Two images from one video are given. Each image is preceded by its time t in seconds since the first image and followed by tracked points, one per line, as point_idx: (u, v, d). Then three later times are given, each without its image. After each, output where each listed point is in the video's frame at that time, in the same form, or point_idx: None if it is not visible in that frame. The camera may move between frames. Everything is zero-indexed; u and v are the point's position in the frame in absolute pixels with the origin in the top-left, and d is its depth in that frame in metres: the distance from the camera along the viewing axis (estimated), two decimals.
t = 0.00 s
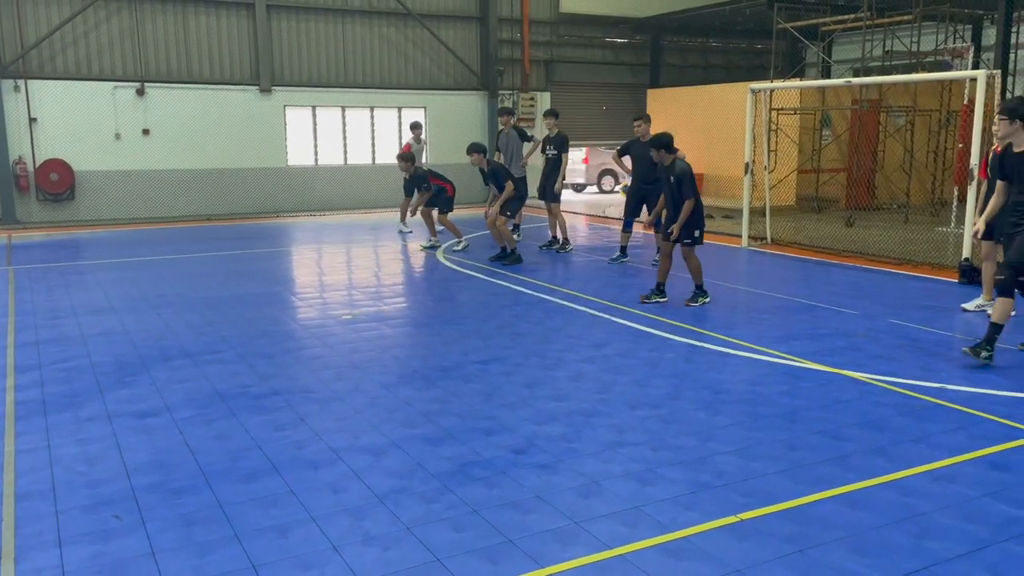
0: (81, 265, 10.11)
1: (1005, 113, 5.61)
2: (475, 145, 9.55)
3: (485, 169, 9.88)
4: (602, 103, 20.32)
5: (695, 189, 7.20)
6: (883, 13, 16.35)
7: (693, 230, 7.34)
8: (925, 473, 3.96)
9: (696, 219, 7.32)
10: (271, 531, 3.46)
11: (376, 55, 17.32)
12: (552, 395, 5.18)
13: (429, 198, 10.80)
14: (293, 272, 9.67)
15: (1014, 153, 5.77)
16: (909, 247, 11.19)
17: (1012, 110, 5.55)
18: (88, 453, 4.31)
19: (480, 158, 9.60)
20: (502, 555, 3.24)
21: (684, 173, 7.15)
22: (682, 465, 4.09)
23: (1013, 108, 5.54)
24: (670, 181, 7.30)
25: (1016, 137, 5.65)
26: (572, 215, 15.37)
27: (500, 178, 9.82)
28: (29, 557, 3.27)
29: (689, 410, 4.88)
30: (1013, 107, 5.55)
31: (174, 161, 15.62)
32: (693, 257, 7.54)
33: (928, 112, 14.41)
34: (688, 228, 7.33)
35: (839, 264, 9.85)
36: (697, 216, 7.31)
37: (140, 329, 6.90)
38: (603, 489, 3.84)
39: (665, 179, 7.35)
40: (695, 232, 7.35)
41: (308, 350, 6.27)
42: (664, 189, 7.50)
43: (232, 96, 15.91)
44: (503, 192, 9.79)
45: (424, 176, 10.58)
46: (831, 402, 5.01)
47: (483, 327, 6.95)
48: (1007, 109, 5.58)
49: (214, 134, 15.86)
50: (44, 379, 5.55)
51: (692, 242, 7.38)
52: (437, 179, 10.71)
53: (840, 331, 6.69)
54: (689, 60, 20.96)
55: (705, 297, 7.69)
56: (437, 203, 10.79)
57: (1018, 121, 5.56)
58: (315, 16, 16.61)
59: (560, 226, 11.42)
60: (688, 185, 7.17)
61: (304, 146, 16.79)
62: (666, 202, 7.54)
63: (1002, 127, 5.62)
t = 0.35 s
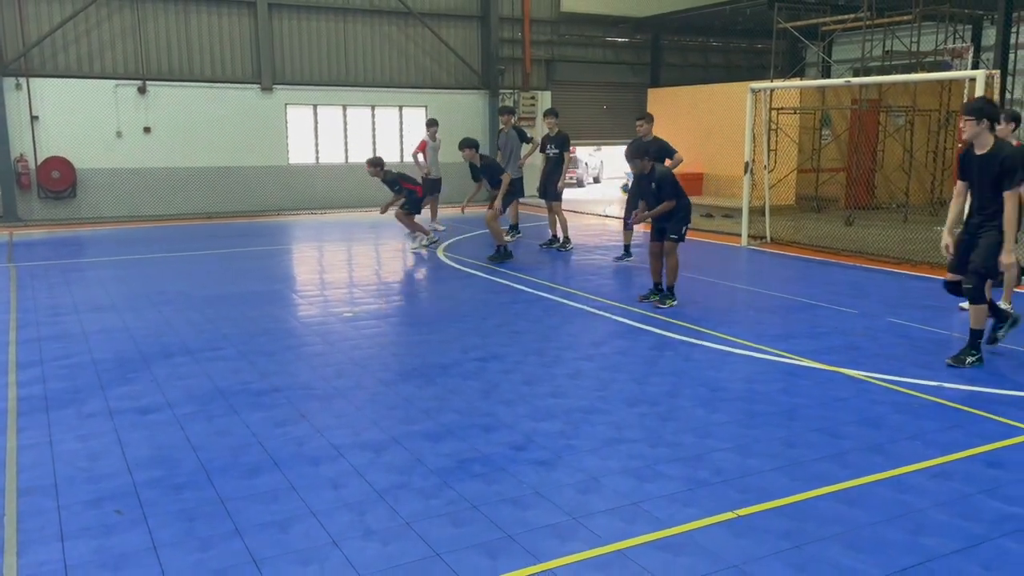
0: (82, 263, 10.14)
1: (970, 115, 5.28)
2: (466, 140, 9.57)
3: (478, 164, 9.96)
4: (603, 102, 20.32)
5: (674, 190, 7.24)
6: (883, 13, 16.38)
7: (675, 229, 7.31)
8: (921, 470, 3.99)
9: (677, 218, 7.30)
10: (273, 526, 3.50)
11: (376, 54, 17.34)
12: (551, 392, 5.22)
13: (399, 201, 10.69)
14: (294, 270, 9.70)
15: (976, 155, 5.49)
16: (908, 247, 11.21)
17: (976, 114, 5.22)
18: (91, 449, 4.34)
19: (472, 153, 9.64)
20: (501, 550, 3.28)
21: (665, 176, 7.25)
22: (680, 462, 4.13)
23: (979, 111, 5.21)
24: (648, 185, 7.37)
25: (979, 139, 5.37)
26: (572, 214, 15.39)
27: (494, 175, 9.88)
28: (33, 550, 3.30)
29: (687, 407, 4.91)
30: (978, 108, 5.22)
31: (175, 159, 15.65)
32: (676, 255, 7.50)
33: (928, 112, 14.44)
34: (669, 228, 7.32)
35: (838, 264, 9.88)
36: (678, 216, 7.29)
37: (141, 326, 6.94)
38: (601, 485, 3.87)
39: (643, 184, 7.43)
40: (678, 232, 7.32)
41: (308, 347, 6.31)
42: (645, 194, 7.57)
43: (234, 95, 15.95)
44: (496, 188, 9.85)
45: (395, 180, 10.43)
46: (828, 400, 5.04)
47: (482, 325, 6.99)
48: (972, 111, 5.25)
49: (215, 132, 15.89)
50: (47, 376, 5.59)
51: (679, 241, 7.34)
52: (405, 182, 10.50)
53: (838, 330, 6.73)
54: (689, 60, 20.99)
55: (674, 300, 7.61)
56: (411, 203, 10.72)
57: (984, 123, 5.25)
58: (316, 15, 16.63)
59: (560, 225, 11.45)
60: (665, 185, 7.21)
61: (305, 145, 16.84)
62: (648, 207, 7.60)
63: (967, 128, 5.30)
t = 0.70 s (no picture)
0: (88, 260, 10.18)
1: (917, 131, 5.21)
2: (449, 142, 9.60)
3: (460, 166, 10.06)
4: (607, 102, 20.32)
5: (669, 194, 7.27)
6: (888, 13, 16.37)
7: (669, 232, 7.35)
8: (922, 468, 4.00)
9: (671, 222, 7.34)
10: (276, 521, 3.52)
11: (380, 52, 17.36)
12: (553, 390, 5.23)
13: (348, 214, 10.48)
14: (298, 268, 9.73)
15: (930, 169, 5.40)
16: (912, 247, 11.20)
17: (921, 131, 5.16)
18: (96, 444, 4.37)
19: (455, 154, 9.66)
20: (503, 545, 3.30)
21: (661, 181, 7.26)
22: (681, 459, 4.14)
23: (922, 128, 5.16)
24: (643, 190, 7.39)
25: (930, 156, 5.28)
26: (577, 213, 15.41)
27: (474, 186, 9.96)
28: (38, 543, 3.33)
29: (690, 405, 4.93)
30: (922, 126, 5.16)
31: (180, 157, 15.69)
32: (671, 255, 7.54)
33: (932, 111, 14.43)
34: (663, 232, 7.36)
35: (841, 263, 9.88)
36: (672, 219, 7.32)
37: (147, 324, 6.97)
38: (602, 482, 3.89)
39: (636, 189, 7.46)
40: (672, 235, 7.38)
41: (312, 345, 6.33)
42: (639, 198, 7.62)
43: (239, 93, 15.98)
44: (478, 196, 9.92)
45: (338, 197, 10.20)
46: (831, 399, 5.04)
47: (485, 323, 7.01)
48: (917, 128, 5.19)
49: (219, 131, 15.92)
50: (53, 372, 5.62)
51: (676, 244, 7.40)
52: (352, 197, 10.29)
53: (841, 330, 6.73)
54: (694, 59, 20.99)
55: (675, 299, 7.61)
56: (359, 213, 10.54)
57: (933, 137, 5.17)
58: (321, 14, 16.65)
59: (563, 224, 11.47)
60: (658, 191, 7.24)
61: (309, 143, 16.88)
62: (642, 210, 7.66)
63: (918, 146, 5.23)
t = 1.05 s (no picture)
0: (101, 257, 10.26)
1: (885, 140, 5.14)
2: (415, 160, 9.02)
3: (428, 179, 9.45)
4: (617, 101, 20.31)
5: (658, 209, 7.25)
6: (898, 12, 16.32)
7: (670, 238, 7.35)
8: (929, 467, 4.01)
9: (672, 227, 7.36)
10: (286, 515, 3.56)
11: (390, 52, 17.41)
12: (561, 388, 5.26)
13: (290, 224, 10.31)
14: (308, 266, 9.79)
15: (897, 174, 5.36)
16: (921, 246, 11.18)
17: (889, 140, 5.09)
18: (109, 438, 4.42)
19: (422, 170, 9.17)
20: (511, 540, 3.32)
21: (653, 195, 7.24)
22: (688, 457, 4.16)
23: (889, 136, 5.08)
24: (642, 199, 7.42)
25: (899, 163, 5.23)
26: (586, 212, 15.44)
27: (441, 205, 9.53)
28: (52, 536, 3.38)
29: (697, 403, 4.94)
30: (890, 135, 5.08)
31: (192, 155, 15.78)
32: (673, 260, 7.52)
33: (943, 111, 14.38)
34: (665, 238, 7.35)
35: (850, 263, 9.88)
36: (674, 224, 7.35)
37: (158, 320, 7.03)
38: (610, 478, 3.91)
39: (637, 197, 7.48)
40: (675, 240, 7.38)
41: (321, 342, 6.38)
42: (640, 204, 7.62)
43: (250, 92, 16.05)
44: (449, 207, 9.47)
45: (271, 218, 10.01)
46: (838, 397, 5.05)
47: (494, 321, 7.04)
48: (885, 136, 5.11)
49: (230, 129, 16.01)
50: (66, 367, 5.68)
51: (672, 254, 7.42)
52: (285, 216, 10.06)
53: (849, 329, 6.74)
54: (704, 58, 20.97)
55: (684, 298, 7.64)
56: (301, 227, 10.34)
57: (902, 145, 5.11)
58: (331, 13, 16.72)
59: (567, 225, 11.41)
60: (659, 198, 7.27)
61: (319, 141, 16.97)
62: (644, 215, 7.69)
63: (888, 154, 5.14)
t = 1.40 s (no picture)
0: (117, 255, 10.35)
1: (871, 155, 4.85)
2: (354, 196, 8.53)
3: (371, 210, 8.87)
4: (631, 100, 20.28)
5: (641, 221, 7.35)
6: (915, 11, 16.22)
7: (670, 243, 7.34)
8: (944, 468, 3.99)
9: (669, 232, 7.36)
10: (301, 511, 3.59)
11: (404, 51, 17.46)
12: (574, 387, 5.27)
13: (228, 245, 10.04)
14: (322, 264, 9.85)
15: (882, 190, 5.09)
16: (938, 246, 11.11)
17: (877, 156, 4.80)
18: (126, 434, 4.46)
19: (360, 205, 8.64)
20: (524, 538, 3.34)
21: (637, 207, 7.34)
22: (701, 456, 4.16)
23: (877, 151, 4.80)
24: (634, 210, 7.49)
25: (885, 179, 4.95)
26: (599, 211, 15.45)
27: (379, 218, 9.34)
28: (71, 530, 3.42)
29: (710, 403, 4.94)
30: (879, 148, 4.80)
31: (207, 153, 15.88)
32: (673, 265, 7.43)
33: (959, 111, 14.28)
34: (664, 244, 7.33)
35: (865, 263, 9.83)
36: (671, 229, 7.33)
37: (174, 317, 7.09)
38: (624, 477, 3.92)
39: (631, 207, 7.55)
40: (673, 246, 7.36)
41: (334, 340, 6.42)
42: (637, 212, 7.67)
43: (266, 91, 16.14)
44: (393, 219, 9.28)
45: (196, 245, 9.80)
46: (852, 398, 5.03)
47: (507, 320, 7.05)
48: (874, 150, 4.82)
49: (245, 128, 16.10)
50: (83, 363, 5.74)
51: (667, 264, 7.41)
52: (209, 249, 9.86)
53: (864, 329, 6.71)
54: (718, 57, 20.91)
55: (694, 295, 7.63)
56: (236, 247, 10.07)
57: (890, 161, 4.82)
58: (346, 12, 16.80)
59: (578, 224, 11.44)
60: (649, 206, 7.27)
61: (334, 139, 17.05)
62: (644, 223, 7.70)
63: (875, 170, 4.85)
